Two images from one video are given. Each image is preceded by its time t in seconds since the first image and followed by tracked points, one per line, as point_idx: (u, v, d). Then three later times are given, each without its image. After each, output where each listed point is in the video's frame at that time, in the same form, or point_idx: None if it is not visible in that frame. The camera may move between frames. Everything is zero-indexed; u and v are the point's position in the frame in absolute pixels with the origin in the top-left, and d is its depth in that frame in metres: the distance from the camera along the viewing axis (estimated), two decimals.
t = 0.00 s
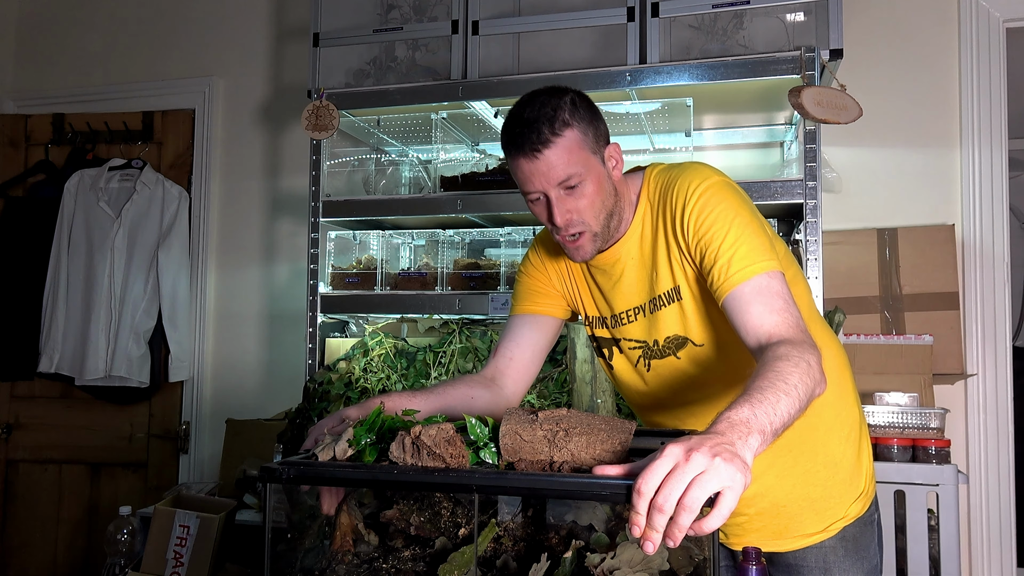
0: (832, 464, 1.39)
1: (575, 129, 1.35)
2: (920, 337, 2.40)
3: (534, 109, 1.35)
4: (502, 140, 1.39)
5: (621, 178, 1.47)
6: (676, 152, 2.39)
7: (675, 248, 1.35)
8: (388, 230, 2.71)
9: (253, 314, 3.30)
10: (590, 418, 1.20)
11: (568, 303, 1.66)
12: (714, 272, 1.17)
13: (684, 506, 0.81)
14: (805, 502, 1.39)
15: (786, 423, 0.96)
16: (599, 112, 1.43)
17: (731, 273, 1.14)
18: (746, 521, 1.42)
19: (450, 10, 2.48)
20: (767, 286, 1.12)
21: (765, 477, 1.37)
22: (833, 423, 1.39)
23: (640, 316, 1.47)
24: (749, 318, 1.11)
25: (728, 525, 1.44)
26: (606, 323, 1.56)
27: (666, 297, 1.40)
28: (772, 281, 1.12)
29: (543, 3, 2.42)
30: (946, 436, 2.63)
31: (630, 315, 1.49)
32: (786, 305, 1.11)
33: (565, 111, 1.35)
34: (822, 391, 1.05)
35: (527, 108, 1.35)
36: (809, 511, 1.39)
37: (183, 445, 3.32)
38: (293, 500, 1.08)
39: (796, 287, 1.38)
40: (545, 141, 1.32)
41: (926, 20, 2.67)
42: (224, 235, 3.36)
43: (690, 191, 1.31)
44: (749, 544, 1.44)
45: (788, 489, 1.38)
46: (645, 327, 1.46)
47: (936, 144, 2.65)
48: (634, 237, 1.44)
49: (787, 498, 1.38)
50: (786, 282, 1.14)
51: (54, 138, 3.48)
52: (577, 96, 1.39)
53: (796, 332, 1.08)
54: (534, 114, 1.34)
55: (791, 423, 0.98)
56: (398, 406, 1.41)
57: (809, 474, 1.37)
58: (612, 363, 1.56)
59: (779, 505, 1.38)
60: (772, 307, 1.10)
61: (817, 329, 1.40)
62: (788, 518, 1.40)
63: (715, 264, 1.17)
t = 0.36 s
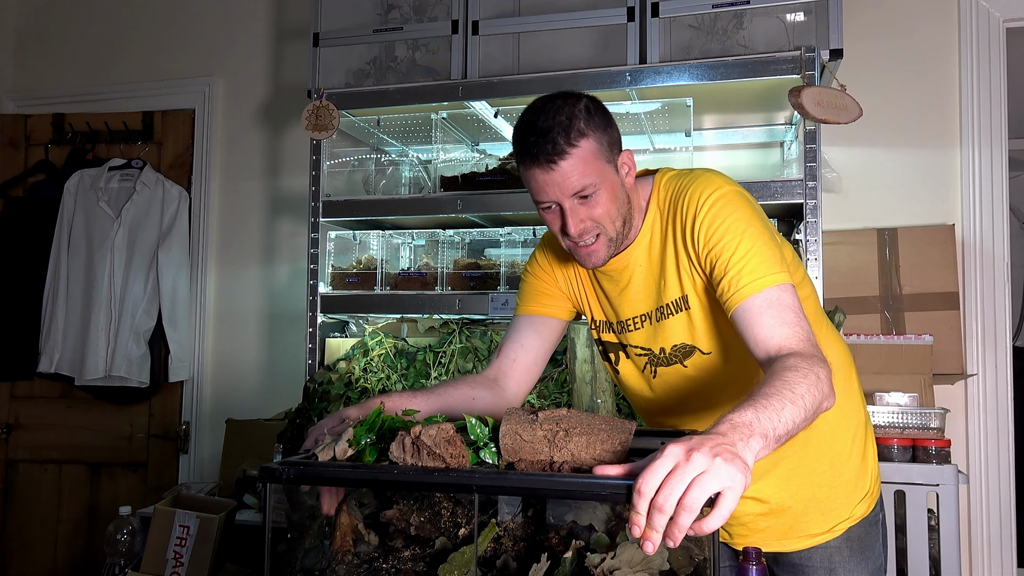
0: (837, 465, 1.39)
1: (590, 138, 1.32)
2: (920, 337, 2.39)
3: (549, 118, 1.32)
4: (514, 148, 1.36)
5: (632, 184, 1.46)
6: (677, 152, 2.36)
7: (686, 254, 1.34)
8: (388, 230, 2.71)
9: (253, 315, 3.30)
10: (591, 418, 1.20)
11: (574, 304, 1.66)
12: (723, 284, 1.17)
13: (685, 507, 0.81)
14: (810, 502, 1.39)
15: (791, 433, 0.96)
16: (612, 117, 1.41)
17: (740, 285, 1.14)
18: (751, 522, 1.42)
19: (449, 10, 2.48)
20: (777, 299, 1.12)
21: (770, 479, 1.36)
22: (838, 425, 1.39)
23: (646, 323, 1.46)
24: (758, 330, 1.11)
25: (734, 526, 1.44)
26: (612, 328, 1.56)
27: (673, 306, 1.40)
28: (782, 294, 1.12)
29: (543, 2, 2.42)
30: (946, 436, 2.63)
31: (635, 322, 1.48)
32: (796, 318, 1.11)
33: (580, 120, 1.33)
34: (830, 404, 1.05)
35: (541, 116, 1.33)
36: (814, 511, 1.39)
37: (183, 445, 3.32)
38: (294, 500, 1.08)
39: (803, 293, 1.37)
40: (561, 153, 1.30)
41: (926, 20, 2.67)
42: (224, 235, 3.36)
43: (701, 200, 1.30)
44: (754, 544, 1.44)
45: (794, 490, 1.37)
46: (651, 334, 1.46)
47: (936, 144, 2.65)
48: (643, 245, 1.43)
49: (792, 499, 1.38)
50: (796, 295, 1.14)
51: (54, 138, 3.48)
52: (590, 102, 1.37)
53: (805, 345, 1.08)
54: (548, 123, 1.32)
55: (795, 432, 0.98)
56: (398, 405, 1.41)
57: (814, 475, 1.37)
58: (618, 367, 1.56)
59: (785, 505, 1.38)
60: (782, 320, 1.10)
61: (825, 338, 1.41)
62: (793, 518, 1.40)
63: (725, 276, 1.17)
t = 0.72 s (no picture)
0: (856, 459, 1.39)
1: (618, 117, 1.33)
2: (920, 337, 2.39)
3: (578, 93, 1.33)
4: (541, 121, 1.36)
5: (656, 175, 1.46)
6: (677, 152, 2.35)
7: (708, 240, 1.35)
8: (388, 230, 2.71)
9: (253, 315, 3.31)
10: (590, 418, 1.20)
11: (584, 302, 1.65)
12: (743, 271, 1.18)
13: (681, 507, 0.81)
14: (828, 497, 1.39)
15: (796, 430, 0.96)
16: (642, 105, 1.42)
17: (760, 272, 1.15)
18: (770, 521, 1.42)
19: (449, 10, 2.48)
20: (796, 289, 1.12)
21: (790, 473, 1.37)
22: (857, 419, 1.39)
23: (668, 312, 1.46)
24: (775, 319, 1.12)
25: (754, 523, 1.44)
26: (629, 323, 1.55)
27: (695, 295, 1.40)
28: (802, 283, 1.13)
29: (543, 3, 2.42)
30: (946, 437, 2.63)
31: (657, 312, 1.47)
32: (814, 309, 1.12)
33: (609, 99, 1.34)
34: (840, 399, 1.05)
35: (570, 92, 1.33)
36: (833, 506, 1.40)
37: (183, 445, 3.32)
38: (293, 500, 1.08)
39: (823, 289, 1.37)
40: (587, 127, 1.30)
41: (926, 20, 2.67)
42: (224, 235, 3.36)
43: (725, 187, 1.31)
44: (775, 543, 1.44)
45: (813, 484, 1.38)
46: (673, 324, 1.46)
47: (936, 144, 2.65)
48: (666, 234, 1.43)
49: (811, 493, 1.38)
50: (816, 285, 1.15)
51: (54, 138, 3.48)
52: (622, 86, 1.38)
53: (822, 338, 1.09)
54: (576, 99, 1.32)
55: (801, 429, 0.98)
56: (398, 405, 1.41)
57: (833, 468, 1.37)
58: (635, 363, 1.55)
59: (804, 499, 1.38)
60: (800, 312, 1.11)
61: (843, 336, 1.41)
62: (812, 513, 1.40)
63: (745, 263, 1.18)
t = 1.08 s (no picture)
0: (898, 468, 1.36)
1: (660, 94, 1.31)
2: (921, 337, 2.39)
3: (621, 69, 1.32)
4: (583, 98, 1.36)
5: (704, 157, 1.43)
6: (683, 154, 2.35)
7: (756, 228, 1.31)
8: (388, 230, 2.71)
9: (252, 314, 3.30)
10: (591, 419, 1.20)
11: (616, 293, 1.62)
12: (790, 263, 1.16)
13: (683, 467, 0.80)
14: (868, 506, 1.37)
15: (812, 437, 0.95)
16: (692, 84, 1.39)
17: (807, 266, 1.12)
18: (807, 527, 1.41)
19: (449, 10, 2.48)
20: (843, 287, 1.10)
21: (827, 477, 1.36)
22: (901, 427, 1.36)
23: (712, 304, 1.42)
24: (817, 316, 1.10)
25: (789, 529, 1.43)
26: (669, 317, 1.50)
27: (742, 286, 1.35)
28: (851, 281, 1.10)
29: (543, 2, 2.42)
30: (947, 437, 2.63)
31: (700, 304, 1.43)
32: (860, 310, 1.09)
33: (653, 75, 1.32)
34: (873, 407, 1.02)
35: (612, 67, 1.33)
36: (872, 516, 1.37)
37: (183, 445, 3.32)
38: (293, 500, 1.08)
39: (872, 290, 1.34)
40: (626, 102, 1.29)
41: (926, 20, 2.67)
42: (224, 235, 3.36)
43: (779, 171, 1.27)
44: (812, 551, 1.43)
45: (851, 491, 1.36)
46: (717, 317, 1.41)
47: (936, 144, 2.65)
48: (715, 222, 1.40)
49: (848, 500, 1.37)
50: (864, 283, 1.11)
51: (54, 138, 3.48)
52: (669, 62, 1.35)
53: (866, 342, 1.06)
54: (618, 75, 1.31)
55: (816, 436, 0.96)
56: (398, 406, 1.41)
57: (874, 476, 1.35)
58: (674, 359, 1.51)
59: (842, 506, 1.37)
60: (844, 311, 1.09)
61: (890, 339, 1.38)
62: (850, 522, 1.38)
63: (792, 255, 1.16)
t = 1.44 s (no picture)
0: (939, 479, 1.32)
1: (689, 79, 1.37)
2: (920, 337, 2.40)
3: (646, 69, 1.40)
4: (614, 104, 1.42)
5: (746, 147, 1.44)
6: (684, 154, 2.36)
7: (797, 230, 1.26)
8: (388, 230, 2.71)
9: (252, 314, 3.31)
10: (590, 418, 1.21)
11: (649, 277, 1.60)
12: (831, 266, 1.10)
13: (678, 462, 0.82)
14: (904, 516, 1.33)
15: (828, 442, 0.93)
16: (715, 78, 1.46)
17: (847, 271, 1.07)
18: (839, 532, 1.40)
19: (449, 10, 2.48)
20: (885, 294, 1.03)
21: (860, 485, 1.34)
22: (945, 438, 1.32)
23: (751, 305, 1.38)
24: (855, 323, 1.04)
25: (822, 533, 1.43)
26: (710, 312, 1.47)
27: (783, 289, 1.31)
28: (893, 288, 1.03)
29: (543, 2, 2.42)
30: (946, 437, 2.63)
31: (739, 304, 1.40)
32: (902, 319, 1.03)
33: (678, 67, 1.38)
34: (910, 419, 0.98)
35: (640, 68, 1.40)
36: (907, 526, 1.34)
37: (183, 445, 3.32)
38: (293, 500, 1.09)
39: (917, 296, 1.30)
40: (657, 88, 1.35)
41: (926, 21, 2.67)
42: (224, 234, 3.36)
43: (823, 172, 1.21)
44: (847, 556, 1.41)
45: (887, 499, 1.33)
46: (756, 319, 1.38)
47: (935, 145, 2.65)
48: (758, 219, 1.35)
49: (884, 509, 1.34)
50: (907, 292, 1.05)
51: (54, 138, 3.48)
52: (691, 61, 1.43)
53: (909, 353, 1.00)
54: (647, 71, 1.38)
55: (837, 443, 0.94)
56: (399, 405, 1.41)
57: (911, 486, 1.32)
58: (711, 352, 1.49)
59: (877, 514, 1.35)
60: (884, 318, 1.02)
61: (934, 348, 1.32)
62: (885, 530, 1.35)
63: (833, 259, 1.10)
